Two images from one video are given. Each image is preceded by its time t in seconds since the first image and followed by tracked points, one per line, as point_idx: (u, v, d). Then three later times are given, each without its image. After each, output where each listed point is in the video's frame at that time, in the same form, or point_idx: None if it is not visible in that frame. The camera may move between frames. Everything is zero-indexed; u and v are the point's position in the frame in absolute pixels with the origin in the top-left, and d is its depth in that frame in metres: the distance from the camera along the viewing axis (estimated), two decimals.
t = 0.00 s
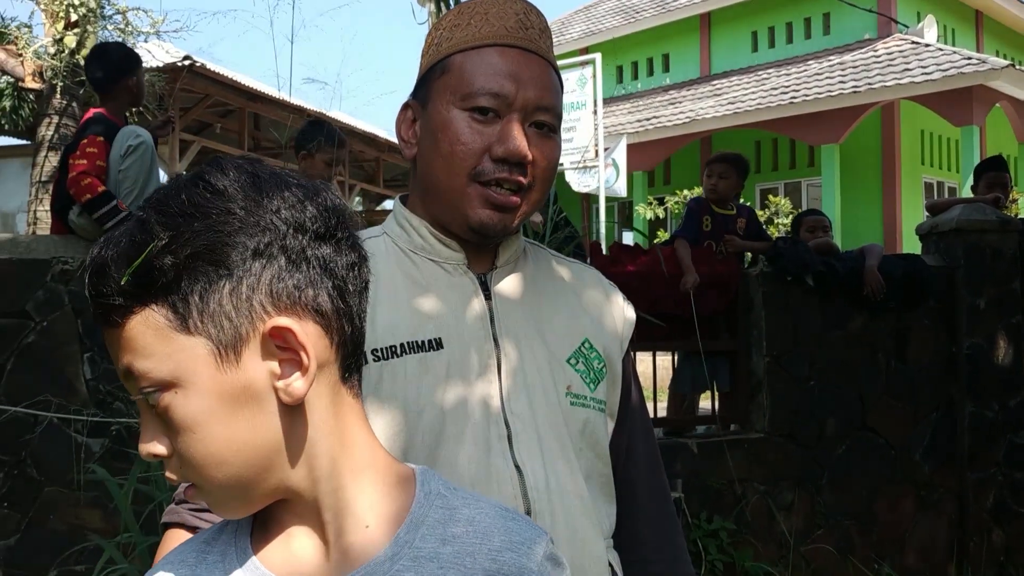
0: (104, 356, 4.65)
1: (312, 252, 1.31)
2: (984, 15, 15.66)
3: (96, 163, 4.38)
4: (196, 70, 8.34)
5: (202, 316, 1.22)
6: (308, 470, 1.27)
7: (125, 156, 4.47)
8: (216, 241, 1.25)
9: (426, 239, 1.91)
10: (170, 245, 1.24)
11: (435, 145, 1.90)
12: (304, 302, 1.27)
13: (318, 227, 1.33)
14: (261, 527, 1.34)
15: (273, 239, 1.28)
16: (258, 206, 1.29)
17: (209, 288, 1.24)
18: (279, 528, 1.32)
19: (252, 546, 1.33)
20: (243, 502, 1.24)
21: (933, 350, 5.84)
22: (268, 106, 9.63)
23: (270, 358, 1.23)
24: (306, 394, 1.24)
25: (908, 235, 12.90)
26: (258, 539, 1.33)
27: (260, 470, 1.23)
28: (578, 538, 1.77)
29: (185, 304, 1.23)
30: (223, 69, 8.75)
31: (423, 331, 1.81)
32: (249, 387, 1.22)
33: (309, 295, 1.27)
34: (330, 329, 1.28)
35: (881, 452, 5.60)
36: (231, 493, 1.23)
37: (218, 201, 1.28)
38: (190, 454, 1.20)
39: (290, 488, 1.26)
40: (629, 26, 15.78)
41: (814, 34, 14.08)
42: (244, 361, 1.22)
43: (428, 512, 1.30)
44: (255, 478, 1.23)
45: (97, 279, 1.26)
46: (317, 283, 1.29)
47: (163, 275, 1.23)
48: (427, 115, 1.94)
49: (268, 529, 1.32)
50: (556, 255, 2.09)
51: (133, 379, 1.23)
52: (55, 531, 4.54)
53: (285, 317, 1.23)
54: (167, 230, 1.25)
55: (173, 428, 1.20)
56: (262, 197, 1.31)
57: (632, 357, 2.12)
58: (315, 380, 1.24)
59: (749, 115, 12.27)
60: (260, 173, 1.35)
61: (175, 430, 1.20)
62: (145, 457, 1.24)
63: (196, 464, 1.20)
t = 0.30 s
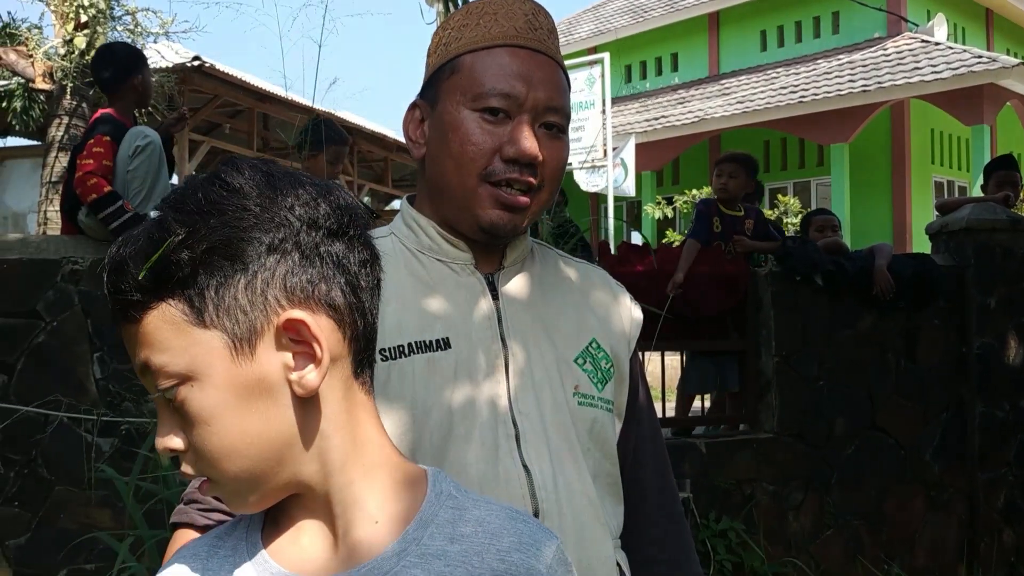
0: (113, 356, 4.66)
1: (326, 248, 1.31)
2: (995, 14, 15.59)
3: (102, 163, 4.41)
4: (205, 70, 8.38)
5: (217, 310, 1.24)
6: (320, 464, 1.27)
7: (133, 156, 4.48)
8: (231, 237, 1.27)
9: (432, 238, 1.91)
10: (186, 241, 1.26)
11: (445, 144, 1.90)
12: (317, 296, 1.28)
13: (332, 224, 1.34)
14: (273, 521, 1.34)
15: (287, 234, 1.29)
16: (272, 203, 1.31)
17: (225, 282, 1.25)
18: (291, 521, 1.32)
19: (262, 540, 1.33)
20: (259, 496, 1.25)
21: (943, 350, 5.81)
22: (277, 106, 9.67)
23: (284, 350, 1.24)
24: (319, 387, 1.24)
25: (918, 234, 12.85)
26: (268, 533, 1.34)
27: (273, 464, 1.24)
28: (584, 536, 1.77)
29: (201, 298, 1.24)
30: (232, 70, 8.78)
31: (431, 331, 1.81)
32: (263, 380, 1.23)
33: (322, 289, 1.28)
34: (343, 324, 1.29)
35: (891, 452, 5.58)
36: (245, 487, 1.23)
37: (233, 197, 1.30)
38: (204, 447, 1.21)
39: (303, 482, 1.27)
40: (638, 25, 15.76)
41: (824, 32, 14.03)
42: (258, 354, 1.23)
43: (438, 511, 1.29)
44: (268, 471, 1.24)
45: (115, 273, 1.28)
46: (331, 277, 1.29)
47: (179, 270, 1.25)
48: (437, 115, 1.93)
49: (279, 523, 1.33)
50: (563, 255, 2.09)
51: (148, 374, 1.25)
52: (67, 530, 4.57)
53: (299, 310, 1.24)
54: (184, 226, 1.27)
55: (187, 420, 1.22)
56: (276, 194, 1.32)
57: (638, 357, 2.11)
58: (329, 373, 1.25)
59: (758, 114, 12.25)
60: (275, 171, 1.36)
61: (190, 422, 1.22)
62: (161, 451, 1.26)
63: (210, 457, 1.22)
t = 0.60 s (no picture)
0: (122, 355, 4.70)
1: (361, 253, 1.33)
2: (1003, 13, 15.53)
3: (112, 164, 4.41)
4: (212, 71, 8.39)
5: (254, 308, 1.27)
6: (347, 465, 1.29)
7: (142, 156, 4.49)
8: (272, 237, 1.30)
9: (437, 239, 1.92)
10: (229, 240, 1.29)
11: (503, 154, 1.86)
12: (352, 299, 1.29)
13: (369, 229, 1.36)
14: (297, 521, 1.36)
15: (325, 237, 1.32)
16: (312, 206, 1.33)
17: (264, 281, 1.28)
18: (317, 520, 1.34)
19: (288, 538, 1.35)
20: (286, 493, 1.26)
21: (952, 349, 5.80)
22: (284, 106, 9.68)
23: (318, 349, 1.26)
24: (351, 386, 1.26)
25: (926, 233, 12.81)
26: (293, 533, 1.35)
27: (302, 461, 1.26)
28: (593, 536, 1.77)
29: (240, 296, 1.27)
30: (239, 70, 8.81)
31: (437, 332, 1.82)
32: (298, 377, 1.25)
33: (357, 292, 1.30)
34: (376, 327, 1.31)
35: (899, 452, 5.56)
36: (275, 482, 1.25)
37: (275, 200, 1.33)
38: (235, 442, 1.23)
39: (329, 481, 1.29)
40: (644, 25, 15.75)
41: (831, 32, 14.00)
42: (293, 351, 1.26)
43: (463, 514, 1.32)
44: (297, 469, 1.25)
45: (158, 268, 1.31)
46: (366, 281, 1.31)
47: (219, 268, 1.28)
48: (483, 122, 1.88)
49: (304, 522, 1.35)
50: (566, 256, 2.08)
51: (186, 366, 1.28)
52: (76, 528, 4.59)
53: (334, 310, 1.27)
54: (227, 225, 1.30)
55: (222, 415, 1.24)
56: (317, 200, 1.34)
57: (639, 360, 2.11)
58: (360, 372, 1.27)
59: (765, 113, 12.23)
60: (317, 177, 1.39)
61: (225, 416, 1.24)
62: (195, 446, 1.28)
63: (242, 452, 1.23)
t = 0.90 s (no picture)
0: (128, 356, 4.73)
1: (357, 253, 1.34)
2: (1010, 12, 15.49)
3: (120, 165, 4.43)
4: (218, 71, 8.41)
5: (251, 306, 1.28)
6: (348, 461, 1.30)
7: (149, 156, 4.51)
8: (267, 237, 1.31)
9: (436, 240, 1.92)
10: (225, 240, 1.30)
11: (502, 152, 1.87)
12: (345, 297, 1.30)
13: (363, 229, 1.38)
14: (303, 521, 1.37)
15: (319, 236, 1.33)
16: (307, 207, 1.35)
17: (260, 280, 1.29)
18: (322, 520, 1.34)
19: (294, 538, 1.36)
20: (287, 490, 1.27)
21: (957, 349, 5.78)
22: (290, 107, 9.70)
23: (314, 345, 1.27)
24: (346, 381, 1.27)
25: (932, 233, 12.78)
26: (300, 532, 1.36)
27: (302, 457, 1.26)
28: (595, 533, 1.77)
29: (237, 295, 1.28)
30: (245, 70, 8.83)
31: (439, 331, 1.82)
32: (294, 373, 1.26)
33: (352, 291, 1.31)
34: (371, 323, 1.32)
35: (904, 452, 5.55)
36: (275, 479, 1.26)
37: (270, 201, 1.34)
38: (235, 439, 1.24)
39: (329, 478, 1.29)
40: (650, 24, 15.74)
41: (837, 31, 13.97)
42: (289, 348, 1.27)
43: (464, 508, 1.33)
44: (297, 465, 1.26)
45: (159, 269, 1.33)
46: (360, 280, 1.32)
47: (217, 267, 1.29)
48: (483, 121, 1.89)
49: (310, 522, 1.35)
50: (564, 258, 2.09)
51: (186, 366, 1.29)
52: (81, 528, 4.61)
53: (328, 306, 1.28)
54: (223, 226, 1.31)
55: (222, 412, 1.25)
56: (311, 201, 1.36)
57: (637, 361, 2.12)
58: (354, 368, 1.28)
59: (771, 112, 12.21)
60: (312, 180, 1.40)
61: (224, 413, 1.24)
62: (198, 445, 1.28)
63: (242, 449, 1.24)
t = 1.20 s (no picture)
0: (132, 356, 4.72)
1: (349, 253, 1.35)
2: (1015, 10, 15.44)
3: (125, 166, 4.44)
4: (222, 71, 8.42)
5: (245, 311, 1.28)
6: (349, 461, 1.30)
7: (154, 156, 4.51)
8: (258, 242, 1.31)
9: (437, 238, 1.92)
10: (217, 247, 1.30)
11: (497, 150, 1.87)
12: (340, 298, 1.31)
13: (353, 229, 1.38)
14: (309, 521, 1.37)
15: (310, 238, 1.33)
16: (297, 210, 1.35)
17: (254, 284, 1.29)
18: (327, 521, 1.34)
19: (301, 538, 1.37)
20: (289, 492, 1.27)
21: (962, 348, 5.77)
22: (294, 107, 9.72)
23: (310, 347, 1.27)
24: (342, 382, 1.27)
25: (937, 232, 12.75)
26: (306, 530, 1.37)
27: (302, 459, 1.26)
28: (598, 530, 1.77)
29: (231, 300, 1.28)
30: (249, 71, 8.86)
31: (440, 328, 1.82)
32: (290, 377, 1.26)
33: (346, 292, 1.31)
34: (366, 323, 1.32)
35: (909, 452, 5.54)
36: (276, 483, 1.26)
37: (261, 206, 1.34)
38: (234, 444, 1.24)
39: (330, 477, 1.29)
40: (654, 24, 15.72)
41: (842, 30, 13.94)
42: (285, 352, 1.27)
43: (467, 502, 1.33)
44: (297, 468, 1.26)
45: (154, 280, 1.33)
46: (353, 281, 1.33)
47: (210, 274, 1.29)
48: (478, 120, 1.89)
49: (315, 523, 1.36)
50: (566, 256, 2.09)
51: (184, 376, 1.29)
52: (87, 527, 4.62)
53: (322, 308, 1.28)
54: (214, 233, 1.32)
55: (219, 418, 1.24)
56: (301, 204, 1.36)
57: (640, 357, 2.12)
58: (350, 369, 1.28)
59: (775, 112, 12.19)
60: (302, 183, 1.41)
61: (221, 420, 1.24)
62: (197, 452, 1.28)
63: (241, 454, 1.24)
